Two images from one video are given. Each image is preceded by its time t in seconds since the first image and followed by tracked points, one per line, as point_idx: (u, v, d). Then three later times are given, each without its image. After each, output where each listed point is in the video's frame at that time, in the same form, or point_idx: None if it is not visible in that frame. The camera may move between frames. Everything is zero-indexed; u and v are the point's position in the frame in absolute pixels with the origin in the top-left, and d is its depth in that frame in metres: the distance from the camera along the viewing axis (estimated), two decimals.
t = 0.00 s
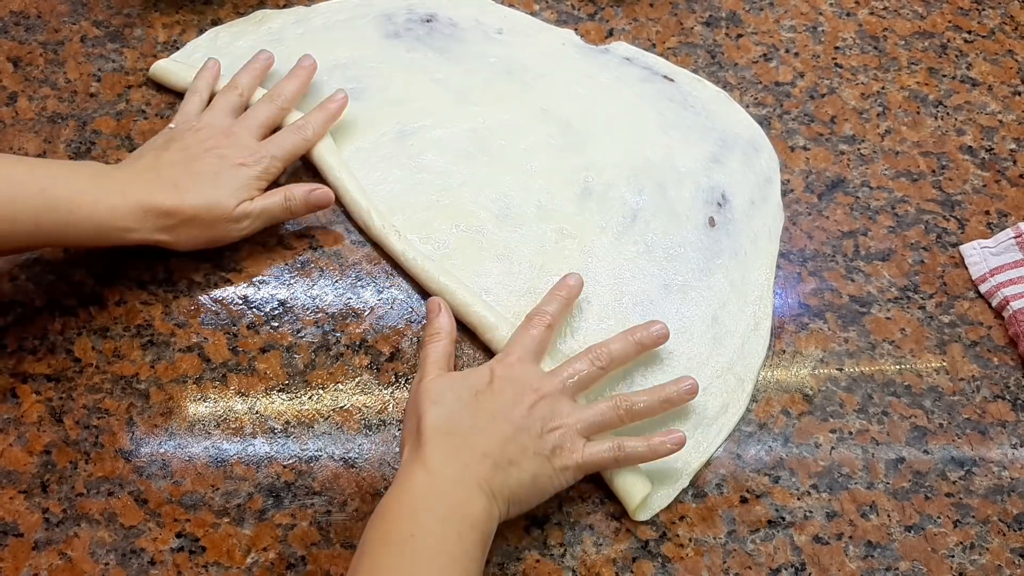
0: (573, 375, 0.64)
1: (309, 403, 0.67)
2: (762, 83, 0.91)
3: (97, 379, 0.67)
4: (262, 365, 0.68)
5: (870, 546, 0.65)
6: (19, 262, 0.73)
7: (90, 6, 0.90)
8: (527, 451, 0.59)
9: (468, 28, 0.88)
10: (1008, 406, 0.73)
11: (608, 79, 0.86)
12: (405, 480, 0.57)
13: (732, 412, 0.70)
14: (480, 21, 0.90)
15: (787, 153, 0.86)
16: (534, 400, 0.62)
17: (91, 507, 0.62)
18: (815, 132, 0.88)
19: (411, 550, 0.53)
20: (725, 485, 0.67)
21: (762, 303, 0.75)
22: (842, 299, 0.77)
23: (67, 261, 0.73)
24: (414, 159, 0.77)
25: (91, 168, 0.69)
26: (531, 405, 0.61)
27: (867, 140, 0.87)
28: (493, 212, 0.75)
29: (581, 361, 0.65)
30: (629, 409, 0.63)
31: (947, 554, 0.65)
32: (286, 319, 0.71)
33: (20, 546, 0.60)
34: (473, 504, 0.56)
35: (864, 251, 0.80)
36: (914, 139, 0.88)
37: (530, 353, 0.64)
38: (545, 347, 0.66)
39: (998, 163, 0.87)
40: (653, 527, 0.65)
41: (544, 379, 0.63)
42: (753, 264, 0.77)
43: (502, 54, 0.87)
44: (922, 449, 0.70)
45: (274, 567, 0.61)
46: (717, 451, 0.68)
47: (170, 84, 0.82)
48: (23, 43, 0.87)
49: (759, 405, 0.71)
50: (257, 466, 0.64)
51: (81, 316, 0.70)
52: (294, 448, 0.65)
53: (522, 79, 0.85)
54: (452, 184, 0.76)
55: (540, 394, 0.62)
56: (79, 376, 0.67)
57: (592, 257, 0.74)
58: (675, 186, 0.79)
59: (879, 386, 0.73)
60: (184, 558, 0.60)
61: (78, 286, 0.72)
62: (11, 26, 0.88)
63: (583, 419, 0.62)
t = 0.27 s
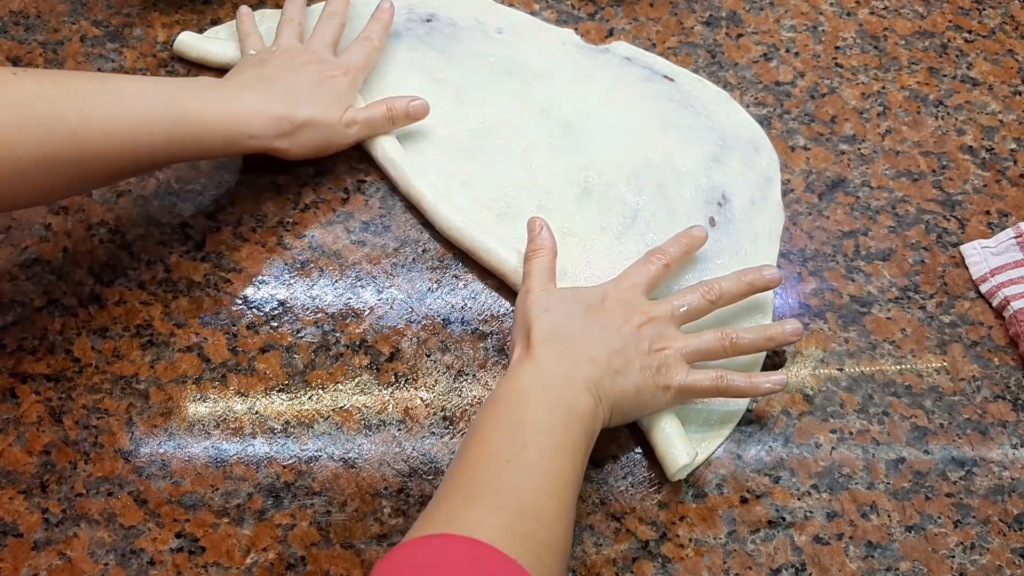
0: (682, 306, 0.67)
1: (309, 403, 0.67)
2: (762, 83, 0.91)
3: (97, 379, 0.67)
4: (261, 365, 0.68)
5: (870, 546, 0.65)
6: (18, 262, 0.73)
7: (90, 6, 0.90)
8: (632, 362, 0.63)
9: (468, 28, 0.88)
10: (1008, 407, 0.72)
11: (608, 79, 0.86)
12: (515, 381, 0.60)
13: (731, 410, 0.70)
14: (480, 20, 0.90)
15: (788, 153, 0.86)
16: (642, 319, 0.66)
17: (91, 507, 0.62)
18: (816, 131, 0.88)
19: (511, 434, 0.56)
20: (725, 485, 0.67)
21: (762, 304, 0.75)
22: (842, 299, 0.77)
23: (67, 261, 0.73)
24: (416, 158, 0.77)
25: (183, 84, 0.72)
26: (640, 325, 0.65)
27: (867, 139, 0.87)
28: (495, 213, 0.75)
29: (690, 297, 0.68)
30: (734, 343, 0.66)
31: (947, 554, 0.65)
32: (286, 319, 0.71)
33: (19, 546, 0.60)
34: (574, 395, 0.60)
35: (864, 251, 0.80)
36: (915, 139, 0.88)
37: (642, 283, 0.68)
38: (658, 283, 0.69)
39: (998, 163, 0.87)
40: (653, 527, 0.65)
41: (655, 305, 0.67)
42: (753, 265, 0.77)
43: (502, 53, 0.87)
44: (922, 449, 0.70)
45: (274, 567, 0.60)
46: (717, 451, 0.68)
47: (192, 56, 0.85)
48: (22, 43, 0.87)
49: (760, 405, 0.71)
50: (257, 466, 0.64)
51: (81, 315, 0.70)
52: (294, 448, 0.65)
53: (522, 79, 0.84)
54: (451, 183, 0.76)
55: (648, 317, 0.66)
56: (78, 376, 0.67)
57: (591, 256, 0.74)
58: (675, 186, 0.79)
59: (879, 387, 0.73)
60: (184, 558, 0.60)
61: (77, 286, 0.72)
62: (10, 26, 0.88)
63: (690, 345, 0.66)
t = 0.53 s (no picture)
0: (755, 217, 0.62)
1: (309, 403, 0.67)
2: (762, 83, 0.91)
3: (96, 379, 0.67)
4: (261, 365, 0.68)
5: (870, 546, 0.65)
6: (18, 262, 0.73)
7: (90, 6, 0.90)
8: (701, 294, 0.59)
9: (468, 28, 0.88)
10: (1009, 407, 0.72)
11: (608, 79, 0.86)
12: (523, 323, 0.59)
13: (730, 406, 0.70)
14: (480, 20, 0.90)
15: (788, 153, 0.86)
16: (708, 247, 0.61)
17: (91, 507, 0.62)
18: (816, 131, 0.88)
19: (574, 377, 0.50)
20: (725, 485, 0.67)
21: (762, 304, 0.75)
22: (842, 299, 0.77)
23: (66, 261, 0.73)
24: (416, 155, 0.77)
25: (217, 56, 0.74)
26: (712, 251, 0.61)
27: (867, 139, 0.87)
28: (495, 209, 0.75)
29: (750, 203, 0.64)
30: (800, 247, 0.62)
31: (947, 554, 0.65)
32: (286, 319, 0.71)
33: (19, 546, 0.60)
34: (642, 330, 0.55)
35: (864, 251, 0.80)
36: (914, 139, 0.88)
37: (722, 197, 0.63)
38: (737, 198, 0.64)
39: (998, 163, 0.87)
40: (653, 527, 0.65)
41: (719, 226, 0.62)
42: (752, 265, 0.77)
43: (503, 53, 0.87)
44: (922, 449, 0.70)
45: (274, 567, 0.60)
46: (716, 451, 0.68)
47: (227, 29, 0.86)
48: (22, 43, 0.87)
49: (760, 405, 0.71)
50: (257, 466, 0.64)
51: (81, 315, 0.70)
52: (293, 448, 0.65)
53: (522, 79, 0.84)
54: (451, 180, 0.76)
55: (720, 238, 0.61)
56: (78, 376, 0.67)
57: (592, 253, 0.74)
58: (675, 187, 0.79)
59: (879, 387, 0.73)
60: (184, 558, 0.60)
61: (77, 286, 0.72)
62: (10, 26, 0.88)
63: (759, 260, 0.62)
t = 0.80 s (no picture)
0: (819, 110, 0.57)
1: (309, 403, 0.67)
2: (762, 83, 0.91)
3: (97, 379, 0.67)
4: (261, 365, 0.68)
5: (870, 546, 0.65)
6: (18, 262, 0.73)
7: (90, 5, 0.90)
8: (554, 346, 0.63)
9: (468, 28, 0.89)
10: (1009, 407, 0.72)
11: (608, 79, 0.86)
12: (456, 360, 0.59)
13: (730, 400, 0.70)
14: (480, 20, 0.90)
15: (788, 153, 0.86)
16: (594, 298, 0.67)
17: (91, 507, 0.62)
18: (816, 132, 0.88)
19: (472, 428, 0.54)
20: (725, 485, 0.67)
21: (762, 303, 0.75)
22: (842, 299, 0.77)
23: (66, 261, 0.73)
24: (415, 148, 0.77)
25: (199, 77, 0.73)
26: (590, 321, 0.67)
27: (867, 139, 0.87)
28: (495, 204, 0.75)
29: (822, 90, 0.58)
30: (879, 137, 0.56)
31: (947, 554, 0.65)
32: (285, 319, 0.71)
33: (19, 546, 0.60)
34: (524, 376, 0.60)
35: (864, 251, 0.80)
36: (914, 139, 0.88)
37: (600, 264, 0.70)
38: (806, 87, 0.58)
39: (998, 163, 0.87)
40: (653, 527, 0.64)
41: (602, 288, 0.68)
42: (752, 264, 0.77)
43: (502, 53, 0.87)
44: (922, 449, 0.70)
45: (274, 567, 0.60)
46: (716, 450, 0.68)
47: (228, 31, 0.86)
48: (22, 43, 0.87)
49: (760, 405, 0.71)
50: (257, 466, 0.64)
51: (81, 315, 0.70)
52: (294, 448, 0.65)
53: (521, 79, 0.85)
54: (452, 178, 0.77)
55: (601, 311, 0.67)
56: (78, 376, 0.67)
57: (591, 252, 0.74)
58: (675, 186, 0.79)
59: (879, 387, 0.73)
60: (184, 558, 0.60)
61: (77, 286, 0.72)
62: (10, 26, 0.88)
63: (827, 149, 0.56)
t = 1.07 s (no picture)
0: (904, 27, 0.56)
1: (309, 403, 0.67)
2: (762, 83, 0.91)
3: (97, 380, 0.67)
4: (261, 365, 0.68)
5: (870, 546, 0.65)
6: (18, 262, 0.73)
7: (90, 6, 0.90)
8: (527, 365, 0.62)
9: (468, 28, 0.89)
10: (1009, 407, 0.72)
11: (608, 79, 0.86)
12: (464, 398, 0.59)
13: (729, 398, 0.70)
14: (480, 20, 0.90)
15: (788, 153, 0.86)
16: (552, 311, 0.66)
17: (91, 507, 0.62)
18: (816, 132, 0.88)
19: (479, 455, 0.54)
20: (725, 485, 0.67)
21: (762, 302, 0.75)
22: (842, 299, 0.77)
23: (66, 260, 0.73)
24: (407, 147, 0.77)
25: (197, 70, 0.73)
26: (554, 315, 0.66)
27: (867, 140, 0.87)
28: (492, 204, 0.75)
29: None
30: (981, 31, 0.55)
31: (948, 554, 0.65)
32: (285, 319, 0.71)
33: (19, 546, 0.60)
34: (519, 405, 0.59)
35: (864, 251, 0.80)
36: (914, 139, 0.88)
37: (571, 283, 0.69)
38: None
39: (998, 163, 0.87)
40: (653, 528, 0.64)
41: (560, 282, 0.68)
42: (752, 264, 0.77)
43: (502, 53, 0.87)
44: (922, 449, 0.70)
45: (274, 567, 0.60)
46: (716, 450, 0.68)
47: (227, 36, 0.86)
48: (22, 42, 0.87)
49: (760, 405, 0.71)
50: (257, 466, 0.64)
51: (81, 315, 0.70)
52: (294, 448, 0.65)
53: (521, 79, 0.85)
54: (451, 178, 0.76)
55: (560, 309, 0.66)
56: (78, 376, 0.67)
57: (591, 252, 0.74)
58: (675, 186, 0.79)
59: (879, 387, 0.73)
60: (184, 558, 0.60)
61: (77, 286, 0.72)
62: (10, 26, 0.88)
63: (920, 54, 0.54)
